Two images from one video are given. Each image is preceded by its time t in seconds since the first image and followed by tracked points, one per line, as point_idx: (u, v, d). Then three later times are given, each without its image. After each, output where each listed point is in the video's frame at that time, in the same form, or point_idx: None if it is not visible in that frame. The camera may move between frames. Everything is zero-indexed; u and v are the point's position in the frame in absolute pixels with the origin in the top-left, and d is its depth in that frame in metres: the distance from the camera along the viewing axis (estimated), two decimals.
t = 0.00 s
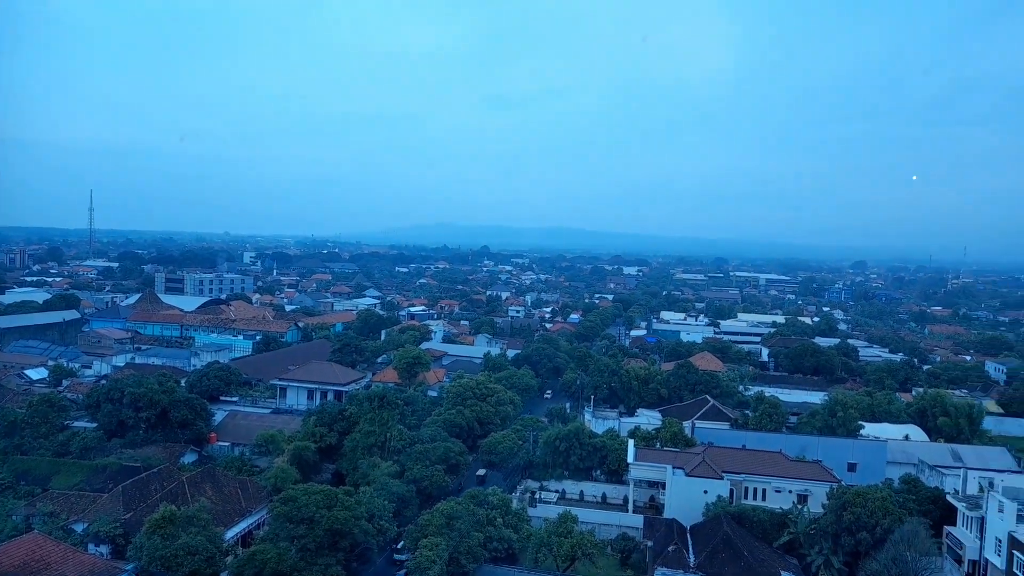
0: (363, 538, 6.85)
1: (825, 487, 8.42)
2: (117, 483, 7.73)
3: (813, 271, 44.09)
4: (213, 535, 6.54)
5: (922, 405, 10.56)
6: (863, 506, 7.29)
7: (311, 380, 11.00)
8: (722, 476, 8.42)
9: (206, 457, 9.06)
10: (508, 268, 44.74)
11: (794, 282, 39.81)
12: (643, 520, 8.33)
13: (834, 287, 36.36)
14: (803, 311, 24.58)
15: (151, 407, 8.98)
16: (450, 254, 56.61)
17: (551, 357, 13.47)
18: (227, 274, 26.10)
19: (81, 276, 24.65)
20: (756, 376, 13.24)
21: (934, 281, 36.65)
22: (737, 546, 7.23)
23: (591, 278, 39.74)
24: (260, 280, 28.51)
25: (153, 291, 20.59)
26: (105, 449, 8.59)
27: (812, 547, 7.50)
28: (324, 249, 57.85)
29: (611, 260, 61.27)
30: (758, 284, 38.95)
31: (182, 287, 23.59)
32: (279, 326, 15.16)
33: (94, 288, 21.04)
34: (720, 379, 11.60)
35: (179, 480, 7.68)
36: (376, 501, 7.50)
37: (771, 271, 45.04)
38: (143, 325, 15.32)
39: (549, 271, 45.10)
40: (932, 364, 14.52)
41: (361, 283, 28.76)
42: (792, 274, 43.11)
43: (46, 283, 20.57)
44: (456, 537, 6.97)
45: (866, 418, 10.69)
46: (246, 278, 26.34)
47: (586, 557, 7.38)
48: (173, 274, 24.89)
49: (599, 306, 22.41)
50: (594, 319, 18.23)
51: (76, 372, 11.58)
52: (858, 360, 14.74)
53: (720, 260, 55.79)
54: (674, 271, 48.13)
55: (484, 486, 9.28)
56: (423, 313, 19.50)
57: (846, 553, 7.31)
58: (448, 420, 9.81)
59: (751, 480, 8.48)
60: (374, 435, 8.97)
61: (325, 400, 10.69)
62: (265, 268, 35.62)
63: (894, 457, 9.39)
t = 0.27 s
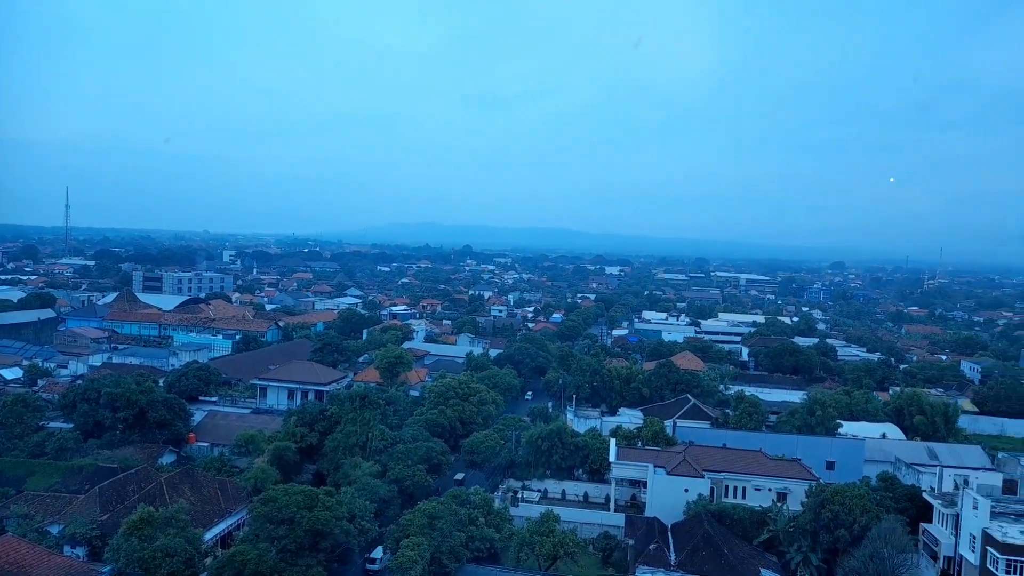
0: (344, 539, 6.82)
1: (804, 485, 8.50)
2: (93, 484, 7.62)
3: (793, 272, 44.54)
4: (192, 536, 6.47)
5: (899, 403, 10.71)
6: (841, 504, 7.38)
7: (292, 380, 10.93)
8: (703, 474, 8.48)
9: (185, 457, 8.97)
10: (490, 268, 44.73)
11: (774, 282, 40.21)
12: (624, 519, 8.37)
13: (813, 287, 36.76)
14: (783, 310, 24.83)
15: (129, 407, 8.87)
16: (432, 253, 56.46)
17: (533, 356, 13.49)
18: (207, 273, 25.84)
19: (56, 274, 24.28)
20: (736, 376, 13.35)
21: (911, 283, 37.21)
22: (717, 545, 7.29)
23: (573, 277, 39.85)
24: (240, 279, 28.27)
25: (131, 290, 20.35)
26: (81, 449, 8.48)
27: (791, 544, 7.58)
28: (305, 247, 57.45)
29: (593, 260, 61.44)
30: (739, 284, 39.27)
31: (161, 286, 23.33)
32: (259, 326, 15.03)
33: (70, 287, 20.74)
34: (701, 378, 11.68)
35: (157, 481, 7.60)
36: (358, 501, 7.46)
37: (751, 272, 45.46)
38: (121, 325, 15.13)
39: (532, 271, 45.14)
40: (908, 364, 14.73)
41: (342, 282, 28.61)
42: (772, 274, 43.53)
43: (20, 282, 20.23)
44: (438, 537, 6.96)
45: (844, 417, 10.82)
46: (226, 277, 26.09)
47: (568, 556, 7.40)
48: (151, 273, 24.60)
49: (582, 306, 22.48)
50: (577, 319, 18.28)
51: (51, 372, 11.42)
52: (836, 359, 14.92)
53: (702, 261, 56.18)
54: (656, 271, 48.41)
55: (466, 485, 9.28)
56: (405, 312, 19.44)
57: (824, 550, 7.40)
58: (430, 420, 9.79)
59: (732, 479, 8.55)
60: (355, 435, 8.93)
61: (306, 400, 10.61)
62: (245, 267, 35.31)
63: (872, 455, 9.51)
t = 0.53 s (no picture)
0: (327, 539, 6.78)
1: (785, 482, 8.58)
2: (71, 486, 7.51)
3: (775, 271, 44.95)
4: (172, 537, 6.39)
5: (878, 401, 10.83)
6: (821, 500, 7.47)
7: (274, 380, 10.85)
8: (685, 472, 8.53)
9: (165, 458, 8.87)
10: (474, 266, 44.69)
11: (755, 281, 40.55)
12: (607, 517, 8.39)
13: (794, 286, 37.11)
14: (764, 309, 25.05)
15: (107, 407, 8.76)
16: (416, 252, 56.26)
17: (516, 355, 13.49)
18: (187, 272, 25.58)
19: (33, 273, 23.92)
20: (718, 374, 13.44)
21: (890, 282, 37.71)
22: (699, 542, 7.33)
23: (557, 276, 39.93)
24: (221, 278, 28.02)
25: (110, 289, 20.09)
26: (59, 451, 8.36)
27: (772, 541, 7.64)
28: (287, 246, 57.04)
29: (577, 259, 61.62)
30: (721, 283, 39.55)
31: (140, 284, 23.05)
32: (240, 325, 14.90)
33: (47, 285, 20.43)
34: (683, 377, 11.75)
35: (136, 482, 7.51)
36: (340, 501, 7.42)
37: (733, 271, 45.82)
38: (99, 324, 14.94)
39: (515, 270, 45.20)
40: (886, 362, 14.91)
41: (325, 281, 28.45)
42: (754, 273, 43.90)
43: None
44: (421, 536, 6.94)
45: (824, 415, 10.93)
46: (206, 275, 25.84)
47: (551, 554, 7.41)
48: (130, 271, 24.30)
49: (565, 304, 22.52)
50: (560, 318, 18.31)
51: (27, 372, 11.24)
52: (816, 357, 15.07)
53: (684, 260, 56.48)
54: (639, 270, 48.64)
55: (449, 484, 9.26)
56: (388, 311, 19.37)
57: (805, 546, 7.47)
58: (413, 419, 9.77)
59: (713, 476, 8.61)
60: (338, 435, 8.89)
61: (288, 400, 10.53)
62: (226, 265, 35.00)
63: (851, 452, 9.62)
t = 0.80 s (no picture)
0: (297, 539, 6.71)
1: (754, 478, 8.71)
2: (33, 487, 7.35)
3: (746, 271, 45.56)
4: (138, 539, 6.29)
5: (844, 398, 11.04)
6: (789, 496, 7.60)
7: (243, 379, 10.72)
8: (656, 469, 8.61)
9: (131, 458, 8.72)
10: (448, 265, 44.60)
11: (726, 280, 41.06)
12: (579, 514, 8.43)
13: (764, 285, 37.64)
14: (734, 308, 25.38)
15: (70, 407, 8.58)
16: (389, 250, 55.97)
17: (490, 353, 13.50)
18: (155, 269, 25.15)
19: None
20: (689, 372, 13.58)
21: (856, 282, 38.44)
22: (670, 539, 7.41)
23: (530, 275, 40.00)
24: (189, 275, 27.58)
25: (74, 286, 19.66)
26: (20, 451, 8.17)
27: (741, 537, 7.75)
28: (258, 243, 56.35)
29: (551, 257, 61.82)
30: (692, 281, 39.95)
31: (106, 281, 22.61)
32: (209, 323, 14.70)
33: (8, 282, 19.93)
34: (655, 374, 11.86)
35: (101, 483, 7.37)
36: (311, 501, 7.36)
37: (705, 270, 46.34)
38: (63, 322, 14.62)
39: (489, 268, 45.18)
40: (852, 360, 15.21)
41: (296, 279, 28.17)
42: (725, 272, 44.45)
43: None
44: (393, 535, 6.92)
45: (793, 412, 11.10)
46: (175, 272, 25.42)
47: (523, 552, 7.43)
48: (96, 268, 23.82)
49: (538, 303, 22.58)
50: (533, 316, 18.36)
51: None
52: (785, 355, 15.31)
53: (657, 259, 56.96)
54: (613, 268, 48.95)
55: (421, 483, 9.24)
56: (360, 309, 19.24)
57: (773, 541, 7.59)
58: (385, 418, 9.72)
59: (684, 473, 8.70)
60: (309, 434, 8.83)
61: (258, 399, 10.43)
62: (195, 263, 34.46)
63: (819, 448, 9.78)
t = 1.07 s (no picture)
0: (263, 537, 6.63)
1: (719, 470, 8.84)
2: None
3: (712, 266, 46.17)
4: (98, 539, 6.15)
5: (806, 391, 11.27)
6: (753, 487, 7.75)
7: (207, 375, 10.55)
8: (623, 462, 8.68)
9: (90, 456, 8.52)
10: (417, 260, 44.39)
11: (693, 276, 41.54)
12: (548, 507, 8.47)
13: (730, 280, 38.18)
14: (701, 303, 25.69)
15: (26, 405, 8.42)
16: (357, 244, 55.49)
17: (459, 348, 13.48)
18: (115, 263, 24.54)
19: None
20: (656, 366, 13.72)
21: (819, 277, 39.21)
22: (637, 531, 7.49)
23: (499, 269, 40.00)
24: (151, 270, 26.99)
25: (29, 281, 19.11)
26: None
27: (706, 528, 7.86)
28: (222, 237, 55.35)
29: (520, 253, 61.93)
30: (660, 276, 40.35)
31: (63, 276, 22.02)
32: (172, 318, 14.42)
33: None
34: (622, 369, 11.96)
35: (59, 482, 7.19)
36: (277, 498, 7.26)
37: (672, 265, 46.83)
38: (17, 317, 14.21)
39: (459, 263, 45.08)
40: (815, 353, 15.52)
41: (262, 273, 27.76)
42: (692, 267, 44.98)
43: None
44: (360, 532, 6.87)
45: (757, 405, 11.29)
46: (135, 267, 24.85)
47: (491, 546, 7.45)
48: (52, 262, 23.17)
49: (507, 298, 22.59)
50: (502, 311, 18.36)
51: None
52: (750, 349, 15.56)
53: (626, 254, 57.42)
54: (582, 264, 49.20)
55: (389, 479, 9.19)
56: (327, 304, 19.04)
57: (737, 532, 7.73)
58: (352, 414, 9.66)
59: (651, 465, 8.80)
60: (275, 430, 8.73)
61: (222, 395, 10.27)
62: (157, 257, 33.73)
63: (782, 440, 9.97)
